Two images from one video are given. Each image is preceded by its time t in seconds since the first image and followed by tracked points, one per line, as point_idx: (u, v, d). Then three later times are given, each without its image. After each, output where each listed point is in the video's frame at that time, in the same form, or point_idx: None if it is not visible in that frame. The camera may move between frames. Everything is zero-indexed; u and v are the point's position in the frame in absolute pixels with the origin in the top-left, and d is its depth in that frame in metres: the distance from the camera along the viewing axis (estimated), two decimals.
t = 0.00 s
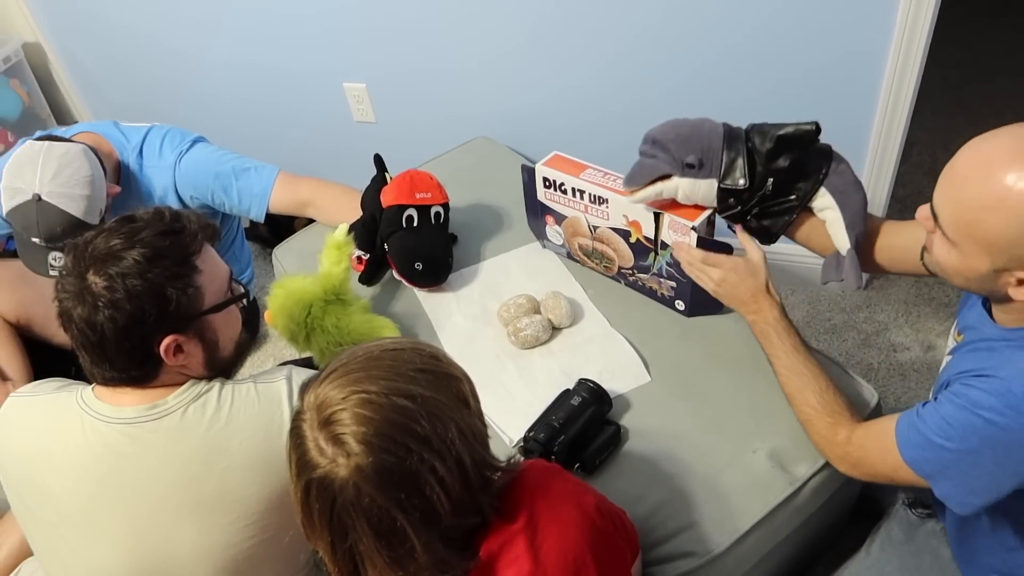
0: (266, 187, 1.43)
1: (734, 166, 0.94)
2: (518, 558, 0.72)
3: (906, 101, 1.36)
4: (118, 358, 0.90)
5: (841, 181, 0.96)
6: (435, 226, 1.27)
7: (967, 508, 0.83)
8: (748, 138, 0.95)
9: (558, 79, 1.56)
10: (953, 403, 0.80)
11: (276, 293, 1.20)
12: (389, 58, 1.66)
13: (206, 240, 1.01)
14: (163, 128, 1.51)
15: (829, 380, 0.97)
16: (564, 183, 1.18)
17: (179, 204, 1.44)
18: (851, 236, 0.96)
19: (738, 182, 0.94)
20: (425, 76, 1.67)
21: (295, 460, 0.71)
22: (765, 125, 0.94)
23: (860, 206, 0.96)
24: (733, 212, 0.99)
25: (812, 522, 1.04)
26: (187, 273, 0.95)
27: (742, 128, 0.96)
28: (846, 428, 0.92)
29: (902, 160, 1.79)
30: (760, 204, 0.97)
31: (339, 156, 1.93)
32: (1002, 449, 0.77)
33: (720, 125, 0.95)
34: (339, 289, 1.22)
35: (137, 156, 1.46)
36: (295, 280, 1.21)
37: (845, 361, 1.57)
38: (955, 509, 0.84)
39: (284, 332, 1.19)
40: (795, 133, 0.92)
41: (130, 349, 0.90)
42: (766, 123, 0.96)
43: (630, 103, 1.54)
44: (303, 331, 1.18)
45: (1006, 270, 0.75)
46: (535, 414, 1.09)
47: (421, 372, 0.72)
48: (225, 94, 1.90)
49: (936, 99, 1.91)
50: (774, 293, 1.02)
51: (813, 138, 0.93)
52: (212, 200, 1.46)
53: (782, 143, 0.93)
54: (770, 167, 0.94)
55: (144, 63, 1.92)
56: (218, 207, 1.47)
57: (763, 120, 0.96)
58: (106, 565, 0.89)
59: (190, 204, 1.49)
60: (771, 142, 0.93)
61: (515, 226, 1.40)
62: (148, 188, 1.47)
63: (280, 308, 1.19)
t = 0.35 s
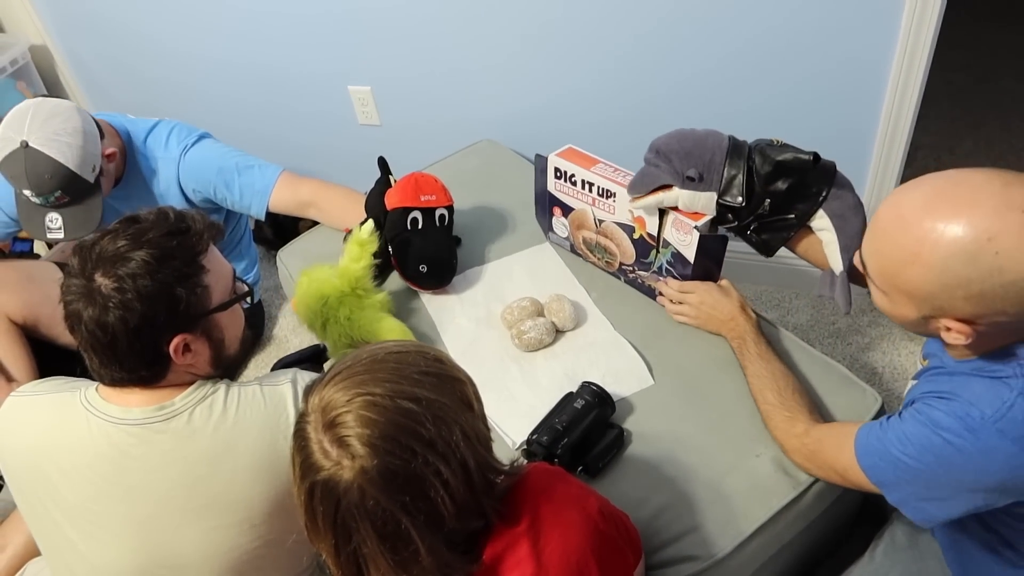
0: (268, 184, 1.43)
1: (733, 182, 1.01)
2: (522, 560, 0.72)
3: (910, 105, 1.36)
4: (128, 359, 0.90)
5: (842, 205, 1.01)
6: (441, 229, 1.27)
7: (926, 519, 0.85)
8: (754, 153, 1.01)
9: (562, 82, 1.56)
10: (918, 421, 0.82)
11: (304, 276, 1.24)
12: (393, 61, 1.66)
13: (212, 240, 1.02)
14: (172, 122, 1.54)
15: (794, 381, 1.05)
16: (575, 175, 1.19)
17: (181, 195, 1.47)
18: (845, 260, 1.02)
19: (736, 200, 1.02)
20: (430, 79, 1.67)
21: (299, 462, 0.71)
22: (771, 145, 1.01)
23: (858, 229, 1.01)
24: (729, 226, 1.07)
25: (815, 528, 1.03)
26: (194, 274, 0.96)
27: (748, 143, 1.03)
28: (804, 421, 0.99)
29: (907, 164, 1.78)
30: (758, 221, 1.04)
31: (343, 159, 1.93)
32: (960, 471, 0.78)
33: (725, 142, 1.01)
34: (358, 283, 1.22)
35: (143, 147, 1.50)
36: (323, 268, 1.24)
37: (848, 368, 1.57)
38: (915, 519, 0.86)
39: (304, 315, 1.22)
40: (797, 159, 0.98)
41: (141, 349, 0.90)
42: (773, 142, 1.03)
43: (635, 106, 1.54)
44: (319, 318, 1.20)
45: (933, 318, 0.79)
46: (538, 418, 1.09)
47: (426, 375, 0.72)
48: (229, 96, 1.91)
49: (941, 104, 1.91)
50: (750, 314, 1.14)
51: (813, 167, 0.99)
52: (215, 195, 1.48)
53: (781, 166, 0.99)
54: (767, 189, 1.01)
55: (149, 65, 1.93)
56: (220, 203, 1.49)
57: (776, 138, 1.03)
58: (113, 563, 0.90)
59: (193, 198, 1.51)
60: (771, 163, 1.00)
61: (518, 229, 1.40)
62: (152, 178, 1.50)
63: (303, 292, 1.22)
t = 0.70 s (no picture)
0: (276, 183, 1.43)
1: (722, 188, 1.01)
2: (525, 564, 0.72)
3: (914, 108, 1.36)
4: (132, 359, 0.90)
5: (824, 214, 1.05)
6: (441, 232, 1.27)
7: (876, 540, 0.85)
8: (739, 159, 1.02)
9: (565, 85, 1.56)
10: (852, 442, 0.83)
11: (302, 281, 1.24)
12: (397, 64, 1.67)
13: (214, 240, 1.02)
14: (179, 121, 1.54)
15: (790, 412, 1.02)
16: (570, 183, 1.19)
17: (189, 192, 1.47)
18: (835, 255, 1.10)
19: (726, 206, 1.02)
20: (433, 82, 1.67)
21: (302, 464, 0.71)
22: (756, 150, 1.02)
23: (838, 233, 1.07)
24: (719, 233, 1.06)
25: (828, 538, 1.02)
26: (197, 273, 0.96)
27: (733, 147, 1.03)
28: (781, 465, 0.97)
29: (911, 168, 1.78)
30: (748, 227, 1.04)
31: (347, 161, 1.94)
32: (887, 488, 0.79)
33: (709, 149, 1.02)
34: (356, 287, 1.22)
35: (151, 144, 1.50)
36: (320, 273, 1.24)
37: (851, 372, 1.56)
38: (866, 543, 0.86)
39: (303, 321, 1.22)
40: (786, 163, 1.00)
41: (144, 350, 0.90)
42: (757, 146, 1.03)
43: (639, 109, 1.54)
44: (318, 324, 1.20)
45: (851, 352, 0.81)
46: (541, 421, 1.09)
47: (431, 378, 0.72)
48: (234, 99, 1.91)
49: (945, 107, 1.91)
50: (753, 324, 1.10)
51: (803, 171, 1.01)
52: (222, 193, 1.47)
53: (770, 171, 1.00)
54: (758, 195, 1.01)
55: (154, 68, 1.94)
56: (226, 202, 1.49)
57: (758, 142, 1.04)
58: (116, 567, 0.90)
59: (200, 197, 1.51)
60: (760, 167, 1.00)
61: (521, 233, 1.40)
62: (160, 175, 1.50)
63: (301, 297, 1.22)
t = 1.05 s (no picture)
0: (282, 181, 1.43)
1: (735, 192, 1.02)
2: None
3: (920, 111, 1.35)
4: (139, 363, 0.90)
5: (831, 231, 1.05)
6: (445, 234, 1.27)
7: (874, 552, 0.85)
8: (755, 166, 1.03)
9: (570, 87, 1.56)
10: (836, 455, 0.84)
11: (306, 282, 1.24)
12: (403, 66, 1.67)
13: (216, 242, 1.02)
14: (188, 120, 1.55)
15: (783, 418, 1.03)
16: (574, 185, 1.19)
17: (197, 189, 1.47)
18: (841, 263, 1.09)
19: (738, 210, 1.02)
20: (438, 83, 1.67)
21: (304, 472, 0.71)
22: (772, 160, 1.03)
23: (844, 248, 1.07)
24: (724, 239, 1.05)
25: (836, 543, 1.02)
26: (201, 275, 0.96)
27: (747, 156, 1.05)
28: (776, 464, 0.98)
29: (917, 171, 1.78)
30: (754, 236, 1.04)
31: (352, 162, 1.94)
32: (870, 500, 0.80)
33: (726, 155, 1.03)
34: (360, 289, 1.22)
35: (159, 141, 1.50)
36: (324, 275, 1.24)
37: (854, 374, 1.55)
38: (864, 553, 0.86)
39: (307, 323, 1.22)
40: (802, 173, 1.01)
41: (151, 353, 0.90)
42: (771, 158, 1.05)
43: (644, 111, 1.54)
44: (322, 327, 1.21)
45: (812, 371, 0.82)
46: (544, 423, 1.09)
47: (434, 387, 0.72)
48: (240, 100, 1.92)
49: (952, 110, 1.90)
50: (742, 332, 1.11)
51: (819, 183, 1.02)
52: (229, 191, 1.48)
53: (786, 180, 1.01)
54: (771, 202, 1.02)
55: (161, 68, 1.94)
56: (233, 200, 1.49)
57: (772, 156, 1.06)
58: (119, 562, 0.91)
59: (207, 194, 1.51)
60: (776, 175, 1.01)
61: (524, 235, 1.40)
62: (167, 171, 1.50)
63: (306, 300, 1.22)
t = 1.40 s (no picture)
0: (282, 181, 1.43)
1: (729, 219, 0.99)
2: None
3: (922, 112, 1.35)
4: (154, 360, 0.89)
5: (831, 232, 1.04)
6: (445, 233, 1.27)
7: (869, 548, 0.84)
8: (757, 184, 0.97)
9: (572, 88, 1.56)
10: (834, 449, 0.84)
11: (309, 284, 1.24)
12: (405, 67, 1.67)
13: (226, 240, 1.03)
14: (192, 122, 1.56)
15: (783, 419, 1.03)
16: (582, 178, 1.19)
17: (195, 190, 1.47)
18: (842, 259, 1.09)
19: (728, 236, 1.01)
20: (440, 84, 1.67)
21: (290, 482, 0.71)
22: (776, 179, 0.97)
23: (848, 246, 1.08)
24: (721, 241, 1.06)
25: (837, 545, 1.01)
26: (215, 272, 0.96)
27: (753, 166, 0.99)
28: (776, 465, 0.98)
29: (919, 172, 1.77)
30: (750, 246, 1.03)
31: (354, 163, 1.94)
32: (865, 492, 0.80)
33: (725, 175, 0.98)
34: (361, 289, 1.22)
35: (161, 142, 1.52)
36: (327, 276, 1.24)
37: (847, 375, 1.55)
38: (858, 549, 0.85)
39: (310, 325, 1.22)
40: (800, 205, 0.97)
41: (166, 348, 0.90)
42: (777, 168, 0.99)
43: (646, 112, 1.54)
44: (325, 328, 1.20)
45: (811, 361, 0.82)
46: (543, 424, 1.09)
47: (419, 395, 0.72)
48: (242, 100, 1.92)
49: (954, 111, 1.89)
50: (744, 334, 1.11)
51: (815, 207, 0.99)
52: (230, 191, 1.47)
53: (784, 208, 0.97)
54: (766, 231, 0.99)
55: (163, 69, 1.94)
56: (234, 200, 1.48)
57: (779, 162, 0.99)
58: (120, 560, 0.91)
59: (207, 195, 1.51)
60: (774, 203, 0.97)
61: (525, 236, 1.39)
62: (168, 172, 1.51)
63: (309, 301, 1.22)
